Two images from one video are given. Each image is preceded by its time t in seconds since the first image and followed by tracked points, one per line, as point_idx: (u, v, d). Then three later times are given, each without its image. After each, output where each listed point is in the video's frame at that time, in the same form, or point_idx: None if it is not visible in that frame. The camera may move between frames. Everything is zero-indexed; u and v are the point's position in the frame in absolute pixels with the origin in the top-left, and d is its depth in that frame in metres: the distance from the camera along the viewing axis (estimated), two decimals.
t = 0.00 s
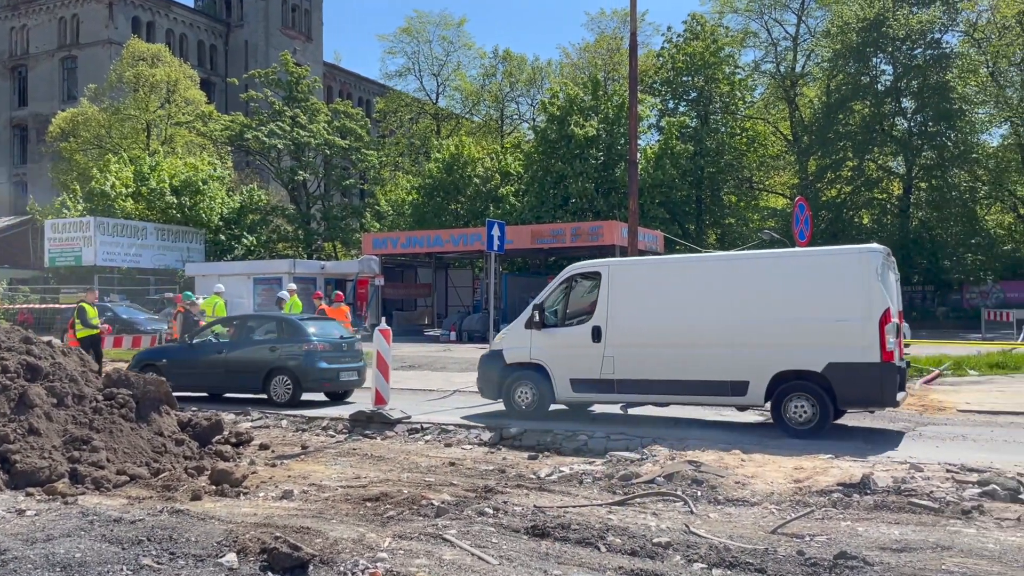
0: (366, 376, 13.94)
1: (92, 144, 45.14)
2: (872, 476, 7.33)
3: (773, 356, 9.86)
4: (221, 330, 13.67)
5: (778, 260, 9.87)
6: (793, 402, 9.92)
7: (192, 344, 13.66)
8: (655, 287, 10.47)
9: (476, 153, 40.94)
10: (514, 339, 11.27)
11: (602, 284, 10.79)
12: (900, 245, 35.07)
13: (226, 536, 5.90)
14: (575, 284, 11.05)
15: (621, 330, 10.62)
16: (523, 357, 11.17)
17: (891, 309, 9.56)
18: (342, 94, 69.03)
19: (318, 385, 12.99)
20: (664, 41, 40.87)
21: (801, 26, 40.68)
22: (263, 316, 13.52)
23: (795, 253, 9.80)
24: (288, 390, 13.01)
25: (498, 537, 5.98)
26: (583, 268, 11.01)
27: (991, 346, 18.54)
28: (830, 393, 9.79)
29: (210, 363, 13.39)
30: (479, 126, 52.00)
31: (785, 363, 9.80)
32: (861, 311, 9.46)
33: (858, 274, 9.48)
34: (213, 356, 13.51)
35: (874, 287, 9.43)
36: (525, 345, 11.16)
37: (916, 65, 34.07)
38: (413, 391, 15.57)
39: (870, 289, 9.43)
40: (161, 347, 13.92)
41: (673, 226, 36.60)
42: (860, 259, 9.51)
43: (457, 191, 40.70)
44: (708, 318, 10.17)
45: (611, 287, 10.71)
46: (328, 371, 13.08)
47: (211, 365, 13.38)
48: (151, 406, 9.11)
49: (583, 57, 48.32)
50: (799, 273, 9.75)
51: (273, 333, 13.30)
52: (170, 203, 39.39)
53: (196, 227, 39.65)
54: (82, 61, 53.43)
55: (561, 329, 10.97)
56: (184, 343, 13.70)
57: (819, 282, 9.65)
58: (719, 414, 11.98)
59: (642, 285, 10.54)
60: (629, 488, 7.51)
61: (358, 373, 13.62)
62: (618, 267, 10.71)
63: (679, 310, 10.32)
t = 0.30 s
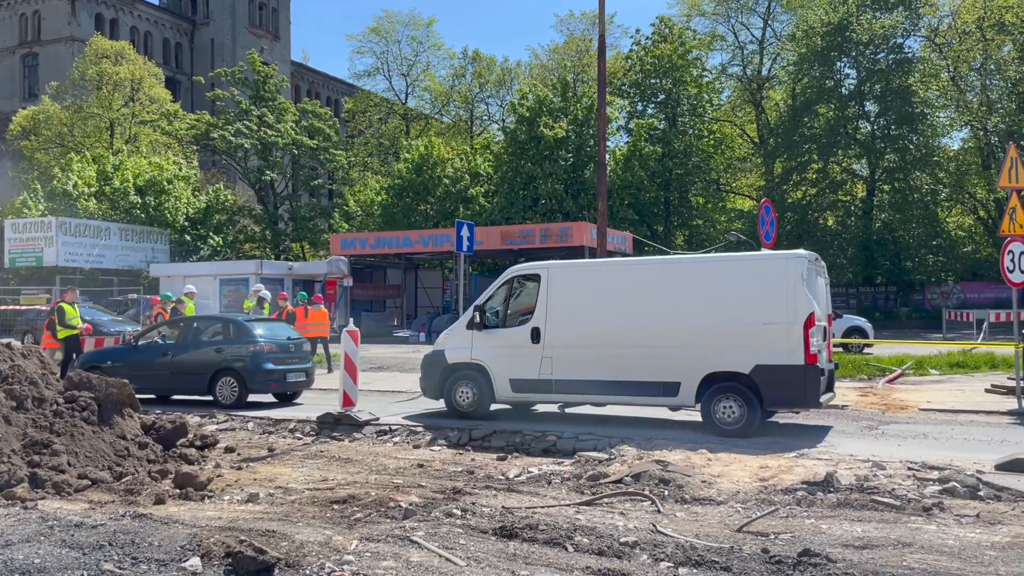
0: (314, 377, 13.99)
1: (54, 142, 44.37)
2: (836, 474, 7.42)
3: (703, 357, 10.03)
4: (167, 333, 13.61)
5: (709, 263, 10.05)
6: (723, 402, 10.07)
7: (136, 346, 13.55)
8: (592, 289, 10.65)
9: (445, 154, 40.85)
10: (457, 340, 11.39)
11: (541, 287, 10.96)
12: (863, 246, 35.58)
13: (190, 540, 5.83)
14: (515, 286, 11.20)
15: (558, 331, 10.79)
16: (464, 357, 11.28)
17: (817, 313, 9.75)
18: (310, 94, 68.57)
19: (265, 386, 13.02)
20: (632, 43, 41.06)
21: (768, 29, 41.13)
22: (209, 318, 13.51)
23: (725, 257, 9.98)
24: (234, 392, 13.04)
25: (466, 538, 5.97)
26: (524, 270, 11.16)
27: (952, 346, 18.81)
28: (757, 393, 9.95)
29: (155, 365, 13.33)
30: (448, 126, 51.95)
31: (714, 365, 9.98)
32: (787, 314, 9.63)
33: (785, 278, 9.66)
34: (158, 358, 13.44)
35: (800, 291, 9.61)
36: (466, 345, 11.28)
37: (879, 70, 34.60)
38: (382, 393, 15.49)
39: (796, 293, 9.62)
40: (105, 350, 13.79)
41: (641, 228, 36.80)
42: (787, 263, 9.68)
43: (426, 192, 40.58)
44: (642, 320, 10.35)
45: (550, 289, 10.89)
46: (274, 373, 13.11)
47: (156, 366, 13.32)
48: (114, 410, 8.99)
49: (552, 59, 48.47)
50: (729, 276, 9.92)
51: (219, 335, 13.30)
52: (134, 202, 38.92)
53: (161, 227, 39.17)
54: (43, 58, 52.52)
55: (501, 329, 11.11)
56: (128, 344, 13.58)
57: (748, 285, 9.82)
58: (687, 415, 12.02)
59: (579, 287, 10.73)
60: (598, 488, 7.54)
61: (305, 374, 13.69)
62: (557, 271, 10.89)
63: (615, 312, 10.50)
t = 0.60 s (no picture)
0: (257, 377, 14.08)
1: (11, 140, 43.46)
2: (797, 473, 7.52)
3: (635, 355, 10.33)
4: (108, 334, 13.60)
5: (640, 263, 10.35)
6: (654, 398, 10.34)
7: (76, 348, 13.50)
8: (528, 289, 10.90)
9: (412, 154, 40.68)
10: (397, 340, 11.59)
11: (479, 287, 11.18)
12: (825, 248, 36.04)
13: (149, 544, 5.75)
14: (454, 286, 11.41)
15: (495, 331, 11.02)
16: (405, 357, 11.47)
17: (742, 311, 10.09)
18: (275, 93, 67.95)
19: (207, 388, 13.08)
20: (599, 45, 41.19)
21: (732, 33, 41.56)
22: (150, 319, 13.53)
23: (654, 258, 10.29)
24: (176, 393, 13.09)
25: (431, 540, 5.95)
26: (462, 271, 11.37)
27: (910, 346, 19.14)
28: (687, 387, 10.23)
29: (96, 367, 13.31)
30: (415, 126, 51.76)
31: (645, 362, 10.28)
32: (714, 312, 9.98)
33: (713, 278, 10.00)
34: (99, 359, 13.42)
35: (725, 289, 9.95)
36: (407, 345, 11.47)
37: (840, 74, 35.14)
38: (347, 395, 15.38)
39: (722, 292, 9.96)
40: (45, 351, 13.72)
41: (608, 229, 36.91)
42: (714, 263, 10.04)
43: (393, 192, 40.39)
44: (576, 319, 10.62)
45: (487, 289, 11.12)
46: (217, 374, 13.17)
47: (97, 368, 13.30)
48: (71, 413, 8.84)
49: (519, 60, 48.56)
50: (660, 276, 10.25)
51: (160, 336, 13.33)
52: (93, 202, 38.21)
53: (122, 227, 38.60)
54: None
55: (440, 329, 11.32)
56: (69, 346, 13.53)
57: (678, 285, 10.15)
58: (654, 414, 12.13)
59: (515, 287, 10.98)
60: (563, 488, 7.56)
61: (249, 375, 13.78)
62: (496, 272, 11.12)
63: (549, 312, 10.76)
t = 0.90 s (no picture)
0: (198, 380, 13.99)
1: None
2: (756, 471, 7.62)
3: (568, 355, 10.49)
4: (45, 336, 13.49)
5: (574, 263, 10.52)
6: (586, 396, 10.50)
7: (12, 350, 13.38)
8: (465, 290, 11.00)
9: (376, 154, 40.47)
10: (336, 341, 11.62)
11: (417, 288, 11.24)
12: (785, 249, 36.53)
13: (104, 550, 5.66)
14: (393, 286, 11.46)
15: (433, 330, 11.10)
16: (344, 357, 11.52)
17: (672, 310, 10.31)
18: (236, 91, 67.18)
19: (143, 390, 12.96)
20: (563, 47, 41.26)
21: (695, 37, 42.01)
22: (88, 321, 13.44)
23: (588, 258, 10.45)
24: (112, 396, 12.97)
25: (392, 542, 5.92)
26: (400, 271, 11.44)
27: (867, 346, 19.48)
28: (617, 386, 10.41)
29: (32, 368, 13.20)
30: (379, 126, 51.49)
31: (578, 361, 10.44)
32: (645, 312, 10.16)
33: (644, 278, 10.19)
34: (34, 361, 13.30)
35: (656, 289, 10.15)
36: (346, 346, 11.53)
37: (800, 78, 35.66)
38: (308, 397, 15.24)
39: (653, 292, 10.15)
40: None
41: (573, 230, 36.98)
42: (645, 264, 10.23)
43: (356, 192, 40.16)
44: (511, 320, 10.73)
45: (426, 289, 11.19)
46: (155, 376, 13.09)
47: (32, 370, 13.19)
48: (23, 416, 8.65)
49: (484, 61, 48.58)
50: (592, 276, 10.41)
51: (97, 338, 13.23)
52: (49, 201, 37.34)
53: (77, 227, 38.05)
54: None
55: (379, 330, 11.37)
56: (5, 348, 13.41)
57: (610, 285, 10.32)
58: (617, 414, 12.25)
59: (453, 287, 11.06)
60: (526, 489, 7.57)
61: (189, 378, 13.68)
62: (434, 272, 11.18)
63: (485, 312, 10.86)
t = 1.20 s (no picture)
0: (134, 383, 13.73)
1: None
2: (714, 470, 7.69)
3: (500, 356, 10.53)
4: None
5: (505, 266, 10.54)
6: (518, 397, 10.55)
7: None
8: (398, 292, 10.97)
9: (337, 154, 40.18)
10: (270, 343, 11.59)
11: (351, 290, 11.20)
12: (743, 250, 37.02)
13: (53, 556, 5.54)
14: (327, 288, 11.40)
15: (366, 332, 11.07)
16: (278, 360, 11.51)
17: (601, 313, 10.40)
18: (194, 89, 66.25)
19: (74, 393, 12.71)
20: (525, 49, 41.30)
21: (656, 40, 42.37)
22: (20, 322, 13.20)
23: (519, 260, 10.48)
24: (42, 399, 12.71)
25: (350, 545, 5.88)
26: (334, 273, 11.39)
27: (823, 346, 19.78)
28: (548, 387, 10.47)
29: None
30: (340, 126, 51.11)
31: (509, 363, 10.50)
32: (575, 315, 10.21)
33: (574, 281, 10.25)
34: None
35: (586, 291, 10.21)
36: (280, 348, 11.50)
37: (758, 83, 36.09)
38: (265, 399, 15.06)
39: (583, 295, 10.21)
40: None
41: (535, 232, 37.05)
42: (575, 267, 10.28)
43: (317, 192, 39.84)
44: (444, 322, 10.74)
45: (359, 291, 11.15)
46: (87, 378, 12.84)
47: None
48: None
49: (446, 62, 48.51)
50: (524, 279, 10.45)
51: (28, 340, 12.99)
52: None
53: (29, 226, 37.18)
54: None
55: (312, 332, 11.33)
56: None
57: (541, 288, 10.36)
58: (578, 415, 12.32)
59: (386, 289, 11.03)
60: (487, 490, 7.56)
61: (123, 380, 13.41)
62: (367, 274, 11.14)
63: (418, 314, 10.85)
